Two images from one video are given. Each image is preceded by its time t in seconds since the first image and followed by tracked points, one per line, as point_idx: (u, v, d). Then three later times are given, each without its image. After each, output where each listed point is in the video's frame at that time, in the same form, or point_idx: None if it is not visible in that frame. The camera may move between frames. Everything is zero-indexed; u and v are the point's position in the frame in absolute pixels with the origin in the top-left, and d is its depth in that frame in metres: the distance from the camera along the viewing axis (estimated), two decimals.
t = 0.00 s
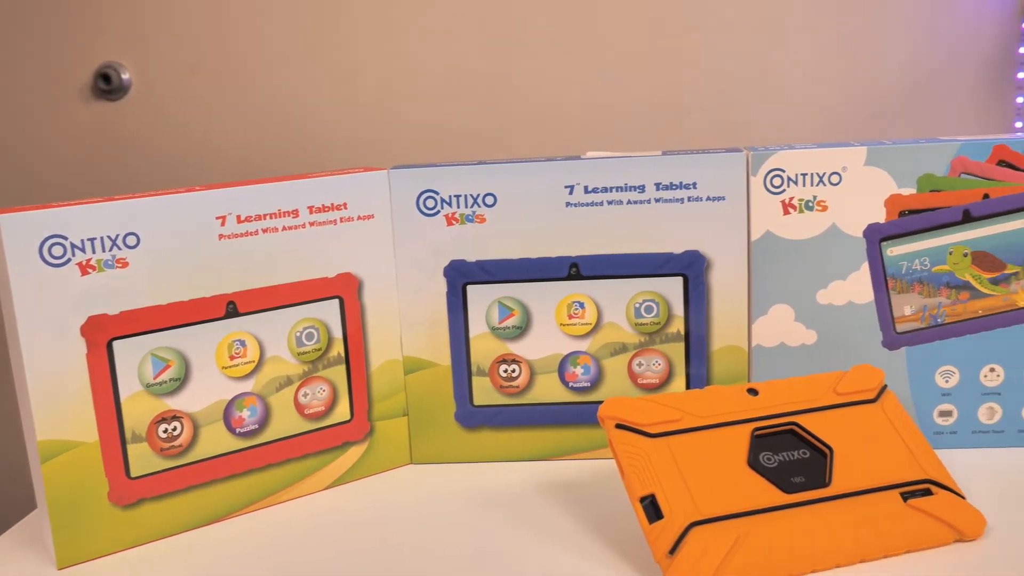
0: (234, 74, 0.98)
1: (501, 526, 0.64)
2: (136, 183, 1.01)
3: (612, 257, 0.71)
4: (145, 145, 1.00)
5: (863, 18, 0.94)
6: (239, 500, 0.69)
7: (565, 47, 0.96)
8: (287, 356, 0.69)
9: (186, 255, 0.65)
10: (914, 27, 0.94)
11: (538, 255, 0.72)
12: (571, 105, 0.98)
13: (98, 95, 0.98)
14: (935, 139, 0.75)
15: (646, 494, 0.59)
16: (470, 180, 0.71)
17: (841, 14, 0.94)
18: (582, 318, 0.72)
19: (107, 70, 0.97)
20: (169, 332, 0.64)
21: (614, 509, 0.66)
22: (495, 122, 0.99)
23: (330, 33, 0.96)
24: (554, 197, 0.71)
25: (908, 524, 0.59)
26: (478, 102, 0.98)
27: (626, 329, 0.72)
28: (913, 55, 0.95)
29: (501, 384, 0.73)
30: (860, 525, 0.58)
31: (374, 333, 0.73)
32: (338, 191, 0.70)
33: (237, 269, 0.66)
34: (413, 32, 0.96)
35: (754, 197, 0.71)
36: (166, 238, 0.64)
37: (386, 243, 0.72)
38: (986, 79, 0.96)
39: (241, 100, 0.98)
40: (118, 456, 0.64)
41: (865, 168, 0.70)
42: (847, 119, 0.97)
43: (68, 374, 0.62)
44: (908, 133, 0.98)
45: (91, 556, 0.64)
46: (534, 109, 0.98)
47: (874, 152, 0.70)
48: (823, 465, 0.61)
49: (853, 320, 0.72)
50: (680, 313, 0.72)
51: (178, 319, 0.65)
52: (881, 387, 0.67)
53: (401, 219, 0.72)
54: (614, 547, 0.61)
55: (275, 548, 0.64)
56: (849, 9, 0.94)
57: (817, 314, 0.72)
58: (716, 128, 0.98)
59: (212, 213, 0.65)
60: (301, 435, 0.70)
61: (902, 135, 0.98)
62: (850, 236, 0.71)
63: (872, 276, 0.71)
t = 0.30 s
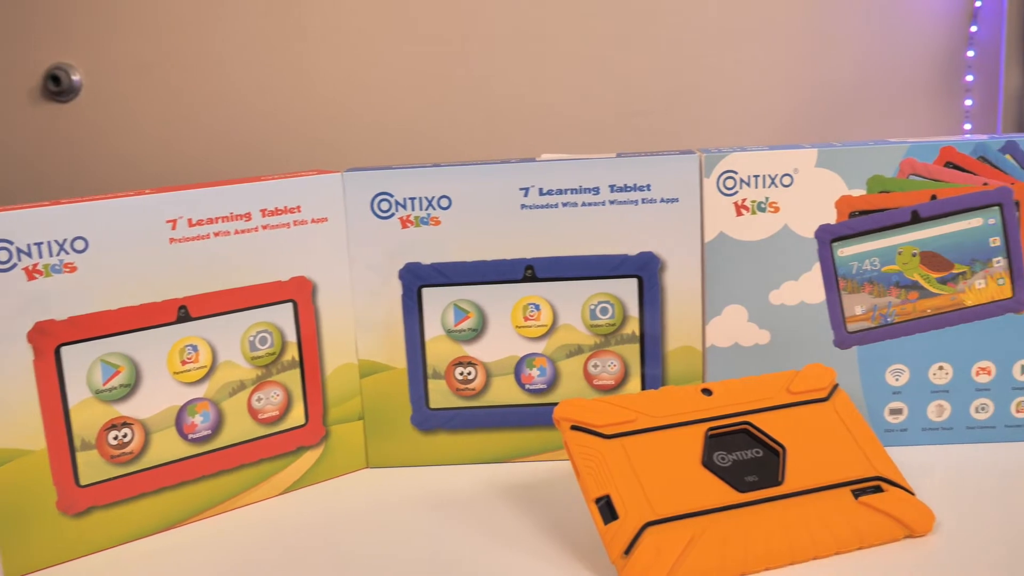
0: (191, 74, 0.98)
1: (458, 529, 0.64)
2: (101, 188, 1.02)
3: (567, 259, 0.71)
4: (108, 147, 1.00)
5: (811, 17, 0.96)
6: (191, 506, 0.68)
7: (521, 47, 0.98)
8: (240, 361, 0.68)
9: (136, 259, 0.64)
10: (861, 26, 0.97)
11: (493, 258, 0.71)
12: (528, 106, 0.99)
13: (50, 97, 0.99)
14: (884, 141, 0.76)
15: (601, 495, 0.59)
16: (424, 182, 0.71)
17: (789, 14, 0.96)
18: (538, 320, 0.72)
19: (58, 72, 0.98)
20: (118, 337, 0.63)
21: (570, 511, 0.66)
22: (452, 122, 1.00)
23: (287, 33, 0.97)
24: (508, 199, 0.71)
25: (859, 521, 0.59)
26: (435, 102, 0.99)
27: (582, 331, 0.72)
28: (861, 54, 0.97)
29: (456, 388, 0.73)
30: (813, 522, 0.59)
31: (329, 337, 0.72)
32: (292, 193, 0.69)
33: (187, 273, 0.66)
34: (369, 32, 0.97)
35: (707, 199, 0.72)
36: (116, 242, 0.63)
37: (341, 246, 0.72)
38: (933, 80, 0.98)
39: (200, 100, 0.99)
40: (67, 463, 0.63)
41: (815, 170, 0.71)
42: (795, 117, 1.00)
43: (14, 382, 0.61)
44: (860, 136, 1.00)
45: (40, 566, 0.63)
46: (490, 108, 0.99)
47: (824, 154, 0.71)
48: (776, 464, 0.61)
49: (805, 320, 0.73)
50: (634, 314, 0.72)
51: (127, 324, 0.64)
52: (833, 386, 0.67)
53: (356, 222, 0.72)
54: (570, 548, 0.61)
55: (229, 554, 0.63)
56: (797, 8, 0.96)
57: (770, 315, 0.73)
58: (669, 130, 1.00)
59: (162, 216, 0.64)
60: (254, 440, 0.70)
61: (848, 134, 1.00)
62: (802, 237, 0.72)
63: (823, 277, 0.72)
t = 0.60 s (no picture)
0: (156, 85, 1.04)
1: (403, 534, 0.64)
2: (80, 184, 1.08)
3: (513, 261, 0.72)
4: (95, 143, 1.06)
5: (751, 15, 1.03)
6: (134, 516, 0.67)
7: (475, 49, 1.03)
8: (182, 367, 0.67)
9: (73, 264, 0.63)
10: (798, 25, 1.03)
11: (438, 261, 0.72)
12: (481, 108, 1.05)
13: None
14: (825, 143, 0.77)
15: (548, 496, 0.59)
16: (369, 186, 0.71)
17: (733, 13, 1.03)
18: (484, 323, 0.72)
19: None
20: (55, 345, 0.62)
21: (517, 514, 0.66)
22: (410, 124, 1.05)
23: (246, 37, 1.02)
24: (453, 202, 0.71)
25: (801, 518, 0.60)
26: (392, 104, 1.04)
27: (528, 333, 0.73)
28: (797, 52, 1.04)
29: (403, 391, 0.73)
30: (757, 520, 0.59)
31: (273, 342, 0.71)
32: (234, 198, 0.68)
33: (127, 279, 0.65)
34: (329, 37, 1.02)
35: (651, 200, 0.72)
36: (52, 247, 0.62)
37: (285, 250, 0.71)
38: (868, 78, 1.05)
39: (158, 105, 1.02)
40: (4, 474, 0.62)
41: (757, 171, 0.72)
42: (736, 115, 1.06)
43: None
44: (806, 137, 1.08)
45: None
46: (444, 107, 1.05)
47: (765, 156, 0.72)
48: (720, 463, 0.62)
49: (749, 320, 0.74)
50: (580, 316, 0.73)
51: (65, 331, 0.62)
52: (776, 385, 0.68)
53: (300, 226, 0.71)
54: (517, 549, 0.61)
55: (173, 561, 0.62)
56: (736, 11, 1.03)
57: (714, 315, 0.74)
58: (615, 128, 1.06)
59: (100, 221, 0.63)
60: (197, 447, 0.69)
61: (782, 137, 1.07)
62: (744, 238, 0.73)
63: (765, 277, 0.73)
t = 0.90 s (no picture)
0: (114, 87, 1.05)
1: (346, 540, 0.63)
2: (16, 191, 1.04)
3: (456, 265, 0.72)
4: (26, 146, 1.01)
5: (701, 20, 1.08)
6: (71, 528, 0.65)
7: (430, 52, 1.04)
8: (120, 375, 0.66)
9: (6, 272, 0.61)
10: (742, 30, 1.09)
11: (382, 264, 0.71)
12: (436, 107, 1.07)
13: None
14: (764, 145, 0.78)
15: (493, 499, 0.59)
16: (310, 189, 0.70)
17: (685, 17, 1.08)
18: (428, 326, 0.72)
19: None
20: None
21: (461, 519, 0.65)
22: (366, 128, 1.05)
23: (199, 35, 1.00)
24: (395, 206, 0.71)
25: (743, 515, 0.61)
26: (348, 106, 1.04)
27: (472, 336, 0.73)
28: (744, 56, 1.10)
29: (347, 396, 0.72)
30: (700, 518, 0.60)
31: (214, 349, 0.70)
32: (172, 203, 0.68)
33: (62, 286, 0.63)
34: (276, 41, 1.02)
35: (593, 203, 0.73)
36: None
37: (225, 256, 0.70)
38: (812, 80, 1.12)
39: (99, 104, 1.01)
40: None
41: (697, 174, 0.73)
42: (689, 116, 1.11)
43: None
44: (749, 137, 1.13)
45: None
46: (405, 108, 1.06)
47: (705, 158, 0.72)
48: (664, 463, 0.63)
49: (691, 320, 0.75)
50: (524, 318, 0.73)
51: None
52: (718, 385, 0.69)
53: (240, 231, 0.71)
54: (460, 554, 0.61)
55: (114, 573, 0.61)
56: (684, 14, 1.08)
57: (657, 316, 0.75)
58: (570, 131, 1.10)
59: (33, 227, 0.62)
60: (136, 457, 0.67)
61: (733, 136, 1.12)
62: (685, 239, 0.73)
63: (707, 277, 0.74)
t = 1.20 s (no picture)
0: (79, 83, 1.08)
1: (298, 548, 0.63)
2: None
3: (408, 268, 0.72)
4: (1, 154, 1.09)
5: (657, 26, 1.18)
6: (19, 540, 0.64)
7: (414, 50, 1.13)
8: (65, 385, 0.65)
9: None
10: (699, 34, 1.19)
11: (333, 269, 0.71)
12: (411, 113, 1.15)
13: None
14: (712, 147, 0.79)
15: (446, 503, 0.59)
16: (258, 194, 0.70)
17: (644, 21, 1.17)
18: (380, 331, 0.72)
19: None
20: None
21: (414, 524, 0.65)
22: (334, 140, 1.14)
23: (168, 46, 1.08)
24: (345, 210, 0.70)
25: (696, 515, 0.61)
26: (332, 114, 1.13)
27: (425, 340, 0.72)
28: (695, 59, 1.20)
29: (299, 402, 0.72)
30: (653, 518, 0.60)
31: (162, 356, 0.69)
32: (117, 208, 0.66)
33: (5, 293, 0.62)
34: (275, 42, 1.10)
35: (545, 205, 0.73)
36: None
37: (171, 262, 0.69)
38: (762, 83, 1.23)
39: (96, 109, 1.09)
40: None
41: (647, 176, 0.73)
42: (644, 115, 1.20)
43: None
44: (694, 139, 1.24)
45: None
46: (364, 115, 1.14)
47: (654, 160, 0.73)
48: (616, 464, 0.63)
49: (643, 321, 0.75)
50: (477, 321, 0.73)
51: None
52: (670, 385, 0.69)
53: (187, 236, 0.70)
54: (411, 559, 0.60)
55: None
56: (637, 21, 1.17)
57: (609, 317, 0.75)
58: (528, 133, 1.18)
59: None
60: (83, 467, 0.66)
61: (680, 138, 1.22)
62: (636, 240, 0.74)
63: (658, 278, 0.74)
